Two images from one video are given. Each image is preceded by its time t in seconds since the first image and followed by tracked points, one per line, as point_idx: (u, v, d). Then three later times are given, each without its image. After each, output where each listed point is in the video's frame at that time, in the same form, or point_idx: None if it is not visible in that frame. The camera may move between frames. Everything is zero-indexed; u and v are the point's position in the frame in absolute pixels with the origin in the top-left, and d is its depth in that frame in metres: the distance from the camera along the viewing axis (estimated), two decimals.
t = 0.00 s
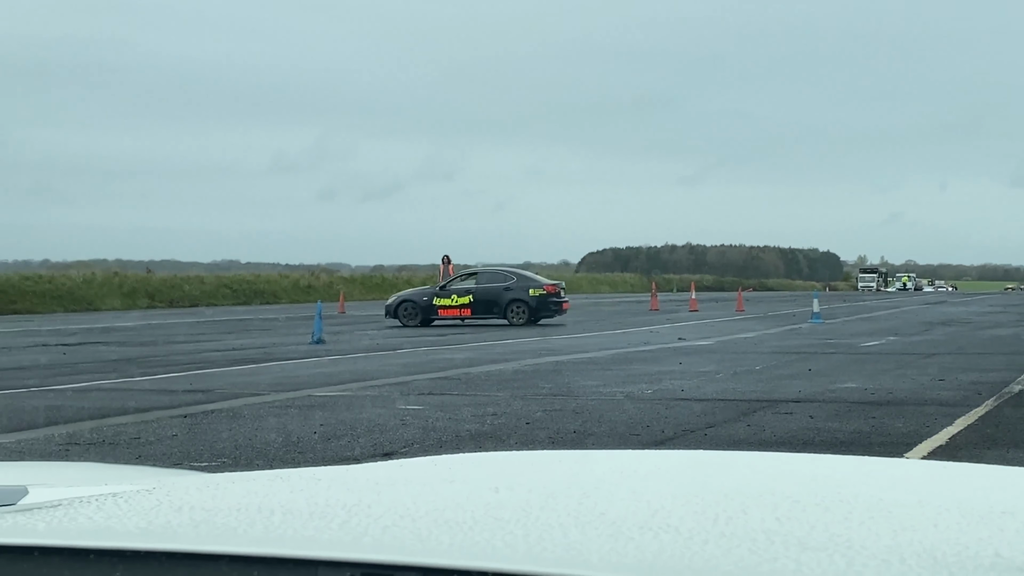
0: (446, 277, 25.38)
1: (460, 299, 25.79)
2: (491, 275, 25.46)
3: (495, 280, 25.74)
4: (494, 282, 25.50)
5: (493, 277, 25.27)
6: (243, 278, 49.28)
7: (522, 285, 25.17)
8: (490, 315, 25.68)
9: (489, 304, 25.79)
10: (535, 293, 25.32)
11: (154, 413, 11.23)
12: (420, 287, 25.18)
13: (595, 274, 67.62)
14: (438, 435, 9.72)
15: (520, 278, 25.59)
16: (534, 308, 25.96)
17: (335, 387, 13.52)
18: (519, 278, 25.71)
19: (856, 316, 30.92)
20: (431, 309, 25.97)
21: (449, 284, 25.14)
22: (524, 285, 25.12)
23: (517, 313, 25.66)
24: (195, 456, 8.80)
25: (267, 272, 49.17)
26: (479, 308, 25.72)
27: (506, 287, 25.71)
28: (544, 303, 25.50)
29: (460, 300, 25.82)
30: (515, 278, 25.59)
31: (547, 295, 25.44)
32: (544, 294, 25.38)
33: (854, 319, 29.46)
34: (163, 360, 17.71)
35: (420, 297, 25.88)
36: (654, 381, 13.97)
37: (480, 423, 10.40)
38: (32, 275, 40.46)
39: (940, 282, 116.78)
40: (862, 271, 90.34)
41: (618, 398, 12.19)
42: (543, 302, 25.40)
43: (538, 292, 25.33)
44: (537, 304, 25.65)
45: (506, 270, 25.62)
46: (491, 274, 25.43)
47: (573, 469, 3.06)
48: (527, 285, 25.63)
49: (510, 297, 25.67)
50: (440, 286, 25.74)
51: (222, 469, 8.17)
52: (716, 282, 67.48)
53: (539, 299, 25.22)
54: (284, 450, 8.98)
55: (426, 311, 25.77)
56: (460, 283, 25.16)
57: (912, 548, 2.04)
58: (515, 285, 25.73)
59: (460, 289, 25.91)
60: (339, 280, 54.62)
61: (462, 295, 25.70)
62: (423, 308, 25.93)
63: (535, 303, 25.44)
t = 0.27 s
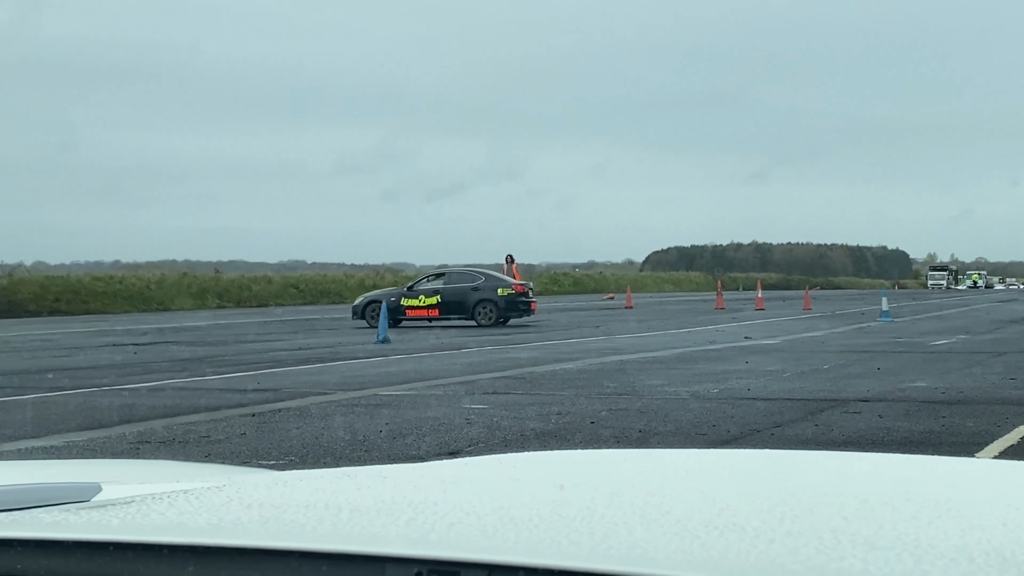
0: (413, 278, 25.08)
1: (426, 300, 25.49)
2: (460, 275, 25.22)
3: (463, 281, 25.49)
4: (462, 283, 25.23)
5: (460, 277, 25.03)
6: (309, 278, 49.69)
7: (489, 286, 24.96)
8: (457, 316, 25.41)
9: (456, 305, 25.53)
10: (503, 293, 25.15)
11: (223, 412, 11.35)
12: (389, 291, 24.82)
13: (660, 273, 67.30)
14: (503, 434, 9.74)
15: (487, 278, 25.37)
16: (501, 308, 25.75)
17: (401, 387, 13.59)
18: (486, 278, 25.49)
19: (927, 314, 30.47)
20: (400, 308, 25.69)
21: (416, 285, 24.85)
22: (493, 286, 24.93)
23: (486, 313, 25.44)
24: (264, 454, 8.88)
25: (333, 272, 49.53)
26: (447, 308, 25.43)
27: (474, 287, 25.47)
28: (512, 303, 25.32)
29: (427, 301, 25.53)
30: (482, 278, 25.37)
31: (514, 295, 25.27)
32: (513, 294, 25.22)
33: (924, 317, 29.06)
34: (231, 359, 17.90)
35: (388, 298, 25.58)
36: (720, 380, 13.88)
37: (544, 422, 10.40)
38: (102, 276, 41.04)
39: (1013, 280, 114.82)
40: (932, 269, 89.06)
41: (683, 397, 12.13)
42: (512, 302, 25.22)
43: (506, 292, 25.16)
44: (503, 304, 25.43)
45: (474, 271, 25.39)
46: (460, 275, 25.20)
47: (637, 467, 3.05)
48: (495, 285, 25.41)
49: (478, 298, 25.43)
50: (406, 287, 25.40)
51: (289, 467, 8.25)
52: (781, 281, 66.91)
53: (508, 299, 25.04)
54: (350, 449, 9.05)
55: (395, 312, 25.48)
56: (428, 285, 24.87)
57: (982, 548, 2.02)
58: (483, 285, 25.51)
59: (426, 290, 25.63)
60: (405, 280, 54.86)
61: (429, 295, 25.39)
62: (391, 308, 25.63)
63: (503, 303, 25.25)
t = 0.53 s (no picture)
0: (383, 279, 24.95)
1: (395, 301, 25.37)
2: (432, 276, 25.21)
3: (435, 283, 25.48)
4: (436, 284, 25.07)
5: (431, 278, 25.01)
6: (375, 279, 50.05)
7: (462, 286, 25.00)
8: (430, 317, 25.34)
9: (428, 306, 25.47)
10: (476, 293, 25.21)
11: (290, 411, 11.45)
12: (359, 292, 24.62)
13: (726, 272, 66.87)
14: (569, 434, 9.74)
15: (458, 279, 25.38)
16: (471, 310, 25.76)
17: (467, 386, 13.62)
18: (458, 279, 25.51)
19: (999, 314, 30.03)
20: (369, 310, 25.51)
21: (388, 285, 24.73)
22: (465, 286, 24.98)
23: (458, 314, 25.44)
24: (331, 454, 8.96)
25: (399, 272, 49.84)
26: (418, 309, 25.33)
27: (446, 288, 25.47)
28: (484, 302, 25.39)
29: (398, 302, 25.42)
30: (453, 279, 25.39)
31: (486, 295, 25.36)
32: (486, 294, 25.30)
33: (996, 317, 28.60)
34: (299, 359, 18.05)
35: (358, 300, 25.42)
36: (787, 380, 13.77)
37: (610, 422, 10.38)
38: (172, 276, 41.60)
39: None
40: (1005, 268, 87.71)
41: (750, 397, 12.06)
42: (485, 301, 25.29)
43: (480, 292, 25.21)
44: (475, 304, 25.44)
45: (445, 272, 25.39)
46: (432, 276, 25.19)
47: (700, 468, 3.05)
48: (467, 286, 25.43)
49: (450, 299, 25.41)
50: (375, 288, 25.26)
51: (357, 466, 8.31)
52: (849, 279, 66.19)
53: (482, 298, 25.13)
54: (416, 449, 9.10)
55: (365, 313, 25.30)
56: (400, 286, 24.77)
57: None
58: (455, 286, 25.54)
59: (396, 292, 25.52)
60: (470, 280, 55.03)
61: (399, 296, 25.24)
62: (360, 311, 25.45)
63: (477, 303, 25.30)
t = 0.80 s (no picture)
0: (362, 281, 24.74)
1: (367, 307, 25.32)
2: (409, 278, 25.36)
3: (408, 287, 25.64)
4: (415, 287, 25.05)
5: (407, 280, 25.18)
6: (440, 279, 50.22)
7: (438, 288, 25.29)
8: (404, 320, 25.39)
9: (402, 310, 25.55)
10: (452, 295, 25.58)
11: (357, 411, 11.53)
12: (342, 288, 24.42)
13: (793, 271, 66.34)
14: (635, 434, 9.73)
15: (432, 283, 25.60)
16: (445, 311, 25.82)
17: (532, 387, 13.64)
18: (431, 284, 25.77)
19: None
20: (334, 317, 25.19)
21: (370, 287, 24.69)
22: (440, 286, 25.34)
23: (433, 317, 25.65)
24: (398, 453, 9.01)
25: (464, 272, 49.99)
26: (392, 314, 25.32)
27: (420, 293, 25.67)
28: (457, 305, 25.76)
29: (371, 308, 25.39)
30: (427, 283, 25.63)
31: (459, 297, 25.77)
32: (459, 297, 25.72)
33: None
34: (365, 359, 18.17)
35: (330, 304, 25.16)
36: (856, 381, 13.64)
37: (676, 422, 10.35)
38: (239, 276, 42.05)
39: None
40: None
41: (818, 398, 11.96)
42: (458, 303, 25.71)
43: (454, 295, 25.57)
44: (448, 308, 25.69)
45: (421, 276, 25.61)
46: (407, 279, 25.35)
47: (764, 468, 3.05)
48: (440, 290, 25.71)
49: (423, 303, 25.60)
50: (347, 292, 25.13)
51: (424, 466, 8.35)
52: (917, 278, 65.37)
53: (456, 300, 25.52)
54: (483, 449, 9.13)
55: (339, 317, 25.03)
56: (382, 287, 24.78)
57: None
58: (429, 291, 25.79)
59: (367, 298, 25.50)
60: (535, 280, 55.05)
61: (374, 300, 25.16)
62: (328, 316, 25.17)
63: (451, 306, 25.66)
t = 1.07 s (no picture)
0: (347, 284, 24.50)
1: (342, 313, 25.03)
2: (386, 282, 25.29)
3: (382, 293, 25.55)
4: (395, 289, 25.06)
5: (385, 282, 25.12)
6: (503, 279, 50.37)
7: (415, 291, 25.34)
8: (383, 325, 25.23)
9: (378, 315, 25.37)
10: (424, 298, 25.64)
11: (421, 411, 11.58)
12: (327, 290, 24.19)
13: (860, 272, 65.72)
14: (699, 436, 9.69)
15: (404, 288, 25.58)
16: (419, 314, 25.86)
17: (596, 388, 13.63)
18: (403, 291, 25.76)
19: None
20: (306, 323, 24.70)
21: (354, 289, 24.53)
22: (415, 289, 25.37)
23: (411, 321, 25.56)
24: (462, 453, 9.05)
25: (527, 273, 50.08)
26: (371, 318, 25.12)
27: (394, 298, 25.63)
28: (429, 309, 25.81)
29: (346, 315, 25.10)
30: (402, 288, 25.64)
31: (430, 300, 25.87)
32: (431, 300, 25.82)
33: None
34: (429, 359, 18.27)
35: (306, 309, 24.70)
36: (924, 383, 13.48)
37: (740, 424, 10.30)
38: (304, 278, 42.43)
39: None
40: None
41: (885, 400, 11.83)
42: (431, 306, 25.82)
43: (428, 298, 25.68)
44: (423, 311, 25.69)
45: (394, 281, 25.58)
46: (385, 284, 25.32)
47: (828, 470, 3.03)
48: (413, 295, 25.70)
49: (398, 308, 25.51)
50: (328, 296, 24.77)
51: (487, 466, 8.39)
52: (988, 278, 64.43)
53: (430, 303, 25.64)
54: (546, 450, 9.14)
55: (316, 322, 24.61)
56: (366, 289, 24.63)
57: None
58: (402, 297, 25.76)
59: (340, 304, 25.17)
60: (598, 282, 55.02)
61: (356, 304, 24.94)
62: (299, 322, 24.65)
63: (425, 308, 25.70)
